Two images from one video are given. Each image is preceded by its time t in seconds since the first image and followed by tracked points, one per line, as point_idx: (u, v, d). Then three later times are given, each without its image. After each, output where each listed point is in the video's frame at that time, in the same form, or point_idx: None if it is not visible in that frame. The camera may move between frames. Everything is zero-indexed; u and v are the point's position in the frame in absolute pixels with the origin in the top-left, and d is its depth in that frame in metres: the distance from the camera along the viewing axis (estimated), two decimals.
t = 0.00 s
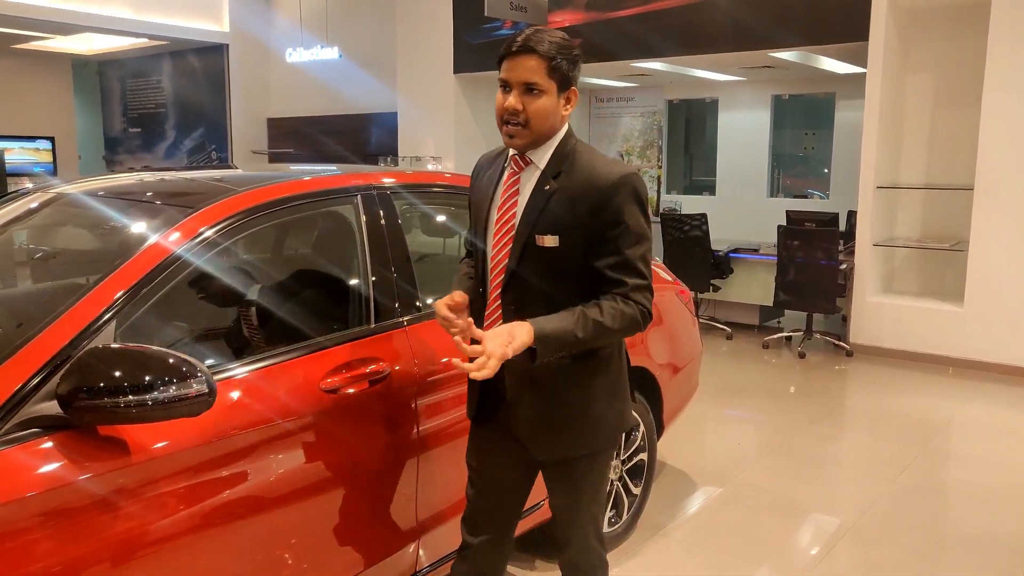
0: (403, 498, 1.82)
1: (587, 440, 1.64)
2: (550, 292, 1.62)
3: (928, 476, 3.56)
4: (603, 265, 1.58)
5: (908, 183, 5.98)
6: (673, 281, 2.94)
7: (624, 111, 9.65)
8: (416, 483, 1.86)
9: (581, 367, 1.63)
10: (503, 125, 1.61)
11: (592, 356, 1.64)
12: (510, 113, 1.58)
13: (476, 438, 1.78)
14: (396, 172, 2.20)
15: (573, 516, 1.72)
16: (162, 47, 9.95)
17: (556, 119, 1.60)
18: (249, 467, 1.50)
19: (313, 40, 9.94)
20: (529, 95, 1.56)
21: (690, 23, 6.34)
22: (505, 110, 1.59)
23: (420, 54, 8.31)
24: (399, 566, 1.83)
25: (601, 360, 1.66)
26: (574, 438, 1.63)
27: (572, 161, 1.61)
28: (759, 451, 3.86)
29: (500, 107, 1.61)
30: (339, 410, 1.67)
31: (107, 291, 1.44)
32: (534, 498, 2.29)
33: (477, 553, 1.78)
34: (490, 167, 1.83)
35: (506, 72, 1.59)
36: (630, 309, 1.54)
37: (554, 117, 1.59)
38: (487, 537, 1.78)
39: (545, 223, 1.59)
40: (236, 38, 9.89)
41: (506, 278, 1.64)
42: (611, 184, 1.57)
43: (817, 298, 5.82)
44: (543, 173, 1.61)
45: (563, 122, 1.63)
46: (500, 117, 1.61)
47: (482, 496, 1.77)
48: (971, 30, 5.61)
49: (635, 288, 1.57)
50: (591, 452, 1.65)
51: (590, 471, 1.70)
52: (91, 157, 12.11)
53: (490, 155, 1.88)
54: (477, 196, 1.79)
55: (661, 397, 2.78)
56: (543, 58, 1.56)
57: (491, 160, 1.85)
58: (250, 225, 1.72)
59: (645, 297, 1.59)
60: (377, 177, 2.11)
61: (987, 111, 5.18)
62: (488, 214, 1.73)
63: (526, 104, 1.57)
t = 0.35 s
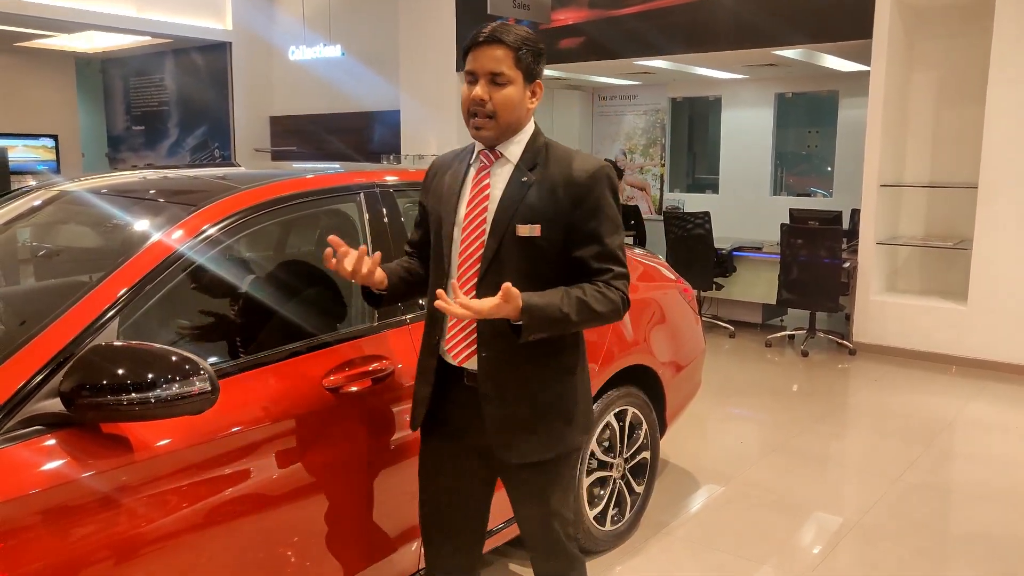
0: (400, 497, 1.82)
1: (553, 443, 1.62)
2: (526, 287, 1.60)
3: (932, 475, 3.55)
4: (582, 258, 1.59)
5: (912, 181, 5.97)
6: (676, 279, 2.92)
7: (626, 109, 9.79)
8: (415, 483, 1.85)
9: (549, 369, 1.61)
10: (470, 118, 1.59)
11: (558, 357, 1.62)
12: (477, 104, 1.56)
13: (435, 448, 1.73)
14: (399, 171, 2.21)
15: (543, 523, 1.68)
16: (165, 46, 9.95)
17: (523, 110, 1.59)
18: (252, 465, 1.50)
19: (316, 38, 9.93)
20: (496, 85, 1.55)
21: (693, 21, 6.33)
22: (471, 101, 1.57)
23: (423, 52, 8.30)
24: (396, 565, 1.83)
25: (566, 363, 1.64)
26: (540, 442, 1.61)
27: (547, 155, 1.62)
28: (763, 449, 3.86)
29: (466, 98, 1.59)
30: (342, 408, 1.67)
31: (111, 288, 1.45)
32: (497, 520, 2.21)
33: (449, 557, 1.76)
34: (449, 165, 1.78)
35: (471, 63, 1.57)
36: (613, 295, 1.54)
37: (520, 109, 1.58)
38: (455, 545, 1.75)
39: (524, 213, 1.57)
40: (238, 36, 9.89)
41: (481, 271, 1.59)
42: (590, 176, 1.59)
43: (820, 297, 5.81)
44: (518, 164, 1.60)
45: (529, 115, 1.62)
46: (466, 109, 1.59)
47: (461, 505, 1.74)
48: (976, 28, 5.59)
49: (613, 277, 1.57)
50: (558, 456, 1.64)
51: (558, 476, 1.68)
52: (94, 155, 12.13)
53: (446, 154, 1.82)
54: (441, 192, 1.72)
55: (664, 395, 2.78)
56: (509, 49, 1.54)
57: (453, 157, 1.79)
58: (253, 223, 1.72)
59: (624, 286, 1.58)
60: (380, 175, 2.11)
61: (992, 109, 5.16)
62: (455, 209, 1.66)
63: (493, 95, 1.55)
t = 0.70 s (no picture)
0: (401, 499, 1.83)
1: (536, 440, 1.63)
2: (496, 289, 1.59)
3: (935, 476, 3.55)
4: (550, 258, 1.60)
5: (915, 182, 5.95)
6: (679, 279, 2.93)
7: (630, 109, 9.75)
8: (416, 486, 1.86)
9: (524, 366, 1.62)
10: (434, 112, 1.56)
11: (530, 355, 1.63)
12: (444, 98, 1.53)
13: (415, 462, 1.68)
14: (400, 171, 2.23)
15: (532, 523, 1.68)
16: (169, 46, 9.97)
17: (489, 110, 1.58)
18: (255, 465, 1.50)
19: (319, 38, 9.95)
20: (465, 82, 1.53)
21: (696, 21, 6.33)
22: (437, 97, 1.54)
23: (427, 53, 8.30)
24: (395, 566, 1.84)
25: (538, 359, 1.65)
26: (525, 439, 1.61)
27: (511, 156, 1.61)
28: (766, 450, 3.86)
29: (431, 95, 1.56)
30: (344, 407, 1.68)
31: (115, 288, 1.45)
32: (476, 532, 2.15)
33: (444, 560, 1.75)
34: (401, 166, 1.71)
35: (439, 60, 1.55)
36: (580, 297, 1.59)
37: (486, 108, 1.57)
38: (445, 554, 1.74)
39: (496, 214, 1.55)
40: (242, 36, 9.92)
41: (452, 271, 1.56)
42: (557, 176, 1.59)
43: (822, 297, 5.80)
44: (483, 166, 1.57)
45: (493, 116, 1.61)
46: (431, 106, 1.56)
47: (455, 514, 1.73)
48: (979, 28, 5.58)
49: (577, 279, 1.60)
50: (541, 451, 1.65)
51: (540, 473, 1.69)
52: (98, 156, 12.16)
53: (394, 155, 1.75)
54: (400, 194, 1.65)
55: (667, 396, 2.78)
56: (479, 47, 1.54)
57: (405, 159, 1.72)
58: (257, 223, 1.73)
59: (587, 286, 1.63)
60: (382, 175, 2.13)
61: (996, 109, 5.15)
62: (416, 213, 1.60)
63: (461, 93, 1.53)
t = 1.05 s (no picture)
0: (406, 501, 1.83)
1: (538, 430, 1.64)
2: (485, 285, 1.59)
3: (938, 476, 3.54)
4: (529, 246, 1.59)
5: (917, 181, 5.95)
6: (681, 279, 2.93)
7: (632, 110, 9.75)
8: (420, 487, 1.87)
9: (521, 357, 1.62)
10: (408, 115, 1.56)
11: (525, 347, 1.63)
12: (419, 100, 1.54)
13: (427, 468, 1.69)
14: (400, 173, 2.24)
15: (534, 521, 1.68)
16: (172, 49, 9.99)
17: (457, 106, 1.60)
18: (258, 467, 1.51)
19: (321, 40, 9.97)
20: (434, 81, 1.55)
21: (698, 22, 6.33)
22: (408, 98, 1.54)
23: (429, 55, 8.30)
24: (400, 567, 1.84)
25: (533, 351, 1.66)
26: (526, 432, 1.62)
27: (483, 151, 1.61)
28: (769, 450, 3.86)
29: (401, 97, 1.56)
30: (346, 407, 1.68)
31: (119, 291, 1.46)
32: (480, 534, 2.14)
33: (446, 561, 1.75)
34: (369, 173, 1.68)
35: (402, 62, 1.55)
36: (558, 283, 1.56)
37: (454, 106, 1.59)
38: (449, 556, 1.74)
39: (476, 212, 1.56)
40: (243, 38, 9.94)
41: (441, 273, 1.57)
42: (530, 166, 1.60)
43: (824, 297, 5.80)
44: (457, 164, 1.58)
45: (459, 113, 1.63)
46: (403, 108, 1.56)
47: (460, 516, 1.74)
48: (982, 27, 5.57)
49: (556, 264, 1.58)
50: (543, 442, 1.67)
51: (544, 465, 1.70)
52: (102, 159, 12.20)
53: (358, 162, 1.73)
54: (377, 200, 1.62)
55: (669, 396, 2.78)
56: (440, 45, 1.56)
57: (376, 164, 1.70)
58: (260, 225, 1.73)
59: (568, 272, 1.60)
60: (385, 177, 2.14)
61: (998, 109, 5.14)
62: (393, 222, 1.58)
63: (433, 92, 1.55)
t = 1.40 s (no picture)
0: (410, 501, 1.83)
1: (557, 420, 1.65)
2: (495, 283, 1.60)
3: (940, 477, 3.53)
4: (537, 244, 1.60)
5: (920, 182, 5.94)
6: (683, 280, 2.93)
7: (634, 111, 9.74)
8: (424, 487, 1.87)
9: (532, 351, 1.62)
10: (416, 120, 1.56)
11: (537, 341, 1.64)
12: (426, 105, 1.54)
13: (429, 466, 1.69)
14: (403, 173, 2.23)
15: (546, 520, 1.68)
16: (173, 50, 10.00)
17: (464, 107, 1.61)
18: (260, 467, 1.50)
19: (323, 42, 9.98)
20: (441, 83, 1.55)
21: (700, 22, 6.32)
22: (417, 102, 1.54)
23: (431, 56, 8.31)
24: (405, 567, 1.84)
25: (547, 345, 1.67)
26: (544, 421, 1.62)
27: (490, 151, 1.62)
28: (771, 451, 3.85)
29: (408, 101, 1.56)
30: (349, 407, 1.68)
31: (121, 292, 1.46)
32: (493, 529, 2.18)
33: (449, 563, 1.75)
34: (377, 179, 1.67)
35: (408, 66, 1.55)
36: (564, 284, 1.56)
37: (460, 108, 1.60)
38: (453, 557, 1.74)
39: (487, 211, 1.56)
40: (245, 39, 9.96)
41: (456, 274, 1.57)
42: (537, 163, 1.61)
43: (827, 299, 5.79)
44: (467, 165, 1.58)
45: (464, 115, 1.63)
46: (411, 112, 1.56)
47: (468, 515, 1.74)
48: (984, 27, 5.56)
49: (565, 259, 1.59)
50: (562, 431, 1.67)
51: (563, 457, 1.70)
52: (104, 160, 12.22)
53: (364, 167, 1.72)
54: (387, 205, 1.62)
55: (670, 397, 2.77)
56: (444, 47, 1.57)
57: (382, 170, 1.69)
58: (263, 226, 1.73)
59: (576, 266, 1.62)
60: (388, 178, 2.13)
61: (1000, 109, 5.13)
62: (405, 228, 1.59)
63: (440, 94, 1.55)
